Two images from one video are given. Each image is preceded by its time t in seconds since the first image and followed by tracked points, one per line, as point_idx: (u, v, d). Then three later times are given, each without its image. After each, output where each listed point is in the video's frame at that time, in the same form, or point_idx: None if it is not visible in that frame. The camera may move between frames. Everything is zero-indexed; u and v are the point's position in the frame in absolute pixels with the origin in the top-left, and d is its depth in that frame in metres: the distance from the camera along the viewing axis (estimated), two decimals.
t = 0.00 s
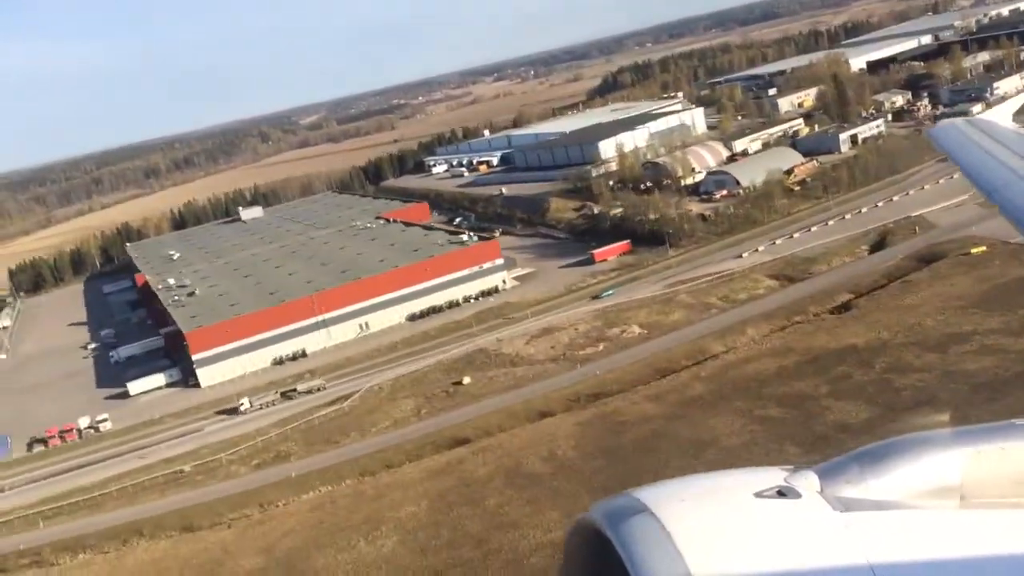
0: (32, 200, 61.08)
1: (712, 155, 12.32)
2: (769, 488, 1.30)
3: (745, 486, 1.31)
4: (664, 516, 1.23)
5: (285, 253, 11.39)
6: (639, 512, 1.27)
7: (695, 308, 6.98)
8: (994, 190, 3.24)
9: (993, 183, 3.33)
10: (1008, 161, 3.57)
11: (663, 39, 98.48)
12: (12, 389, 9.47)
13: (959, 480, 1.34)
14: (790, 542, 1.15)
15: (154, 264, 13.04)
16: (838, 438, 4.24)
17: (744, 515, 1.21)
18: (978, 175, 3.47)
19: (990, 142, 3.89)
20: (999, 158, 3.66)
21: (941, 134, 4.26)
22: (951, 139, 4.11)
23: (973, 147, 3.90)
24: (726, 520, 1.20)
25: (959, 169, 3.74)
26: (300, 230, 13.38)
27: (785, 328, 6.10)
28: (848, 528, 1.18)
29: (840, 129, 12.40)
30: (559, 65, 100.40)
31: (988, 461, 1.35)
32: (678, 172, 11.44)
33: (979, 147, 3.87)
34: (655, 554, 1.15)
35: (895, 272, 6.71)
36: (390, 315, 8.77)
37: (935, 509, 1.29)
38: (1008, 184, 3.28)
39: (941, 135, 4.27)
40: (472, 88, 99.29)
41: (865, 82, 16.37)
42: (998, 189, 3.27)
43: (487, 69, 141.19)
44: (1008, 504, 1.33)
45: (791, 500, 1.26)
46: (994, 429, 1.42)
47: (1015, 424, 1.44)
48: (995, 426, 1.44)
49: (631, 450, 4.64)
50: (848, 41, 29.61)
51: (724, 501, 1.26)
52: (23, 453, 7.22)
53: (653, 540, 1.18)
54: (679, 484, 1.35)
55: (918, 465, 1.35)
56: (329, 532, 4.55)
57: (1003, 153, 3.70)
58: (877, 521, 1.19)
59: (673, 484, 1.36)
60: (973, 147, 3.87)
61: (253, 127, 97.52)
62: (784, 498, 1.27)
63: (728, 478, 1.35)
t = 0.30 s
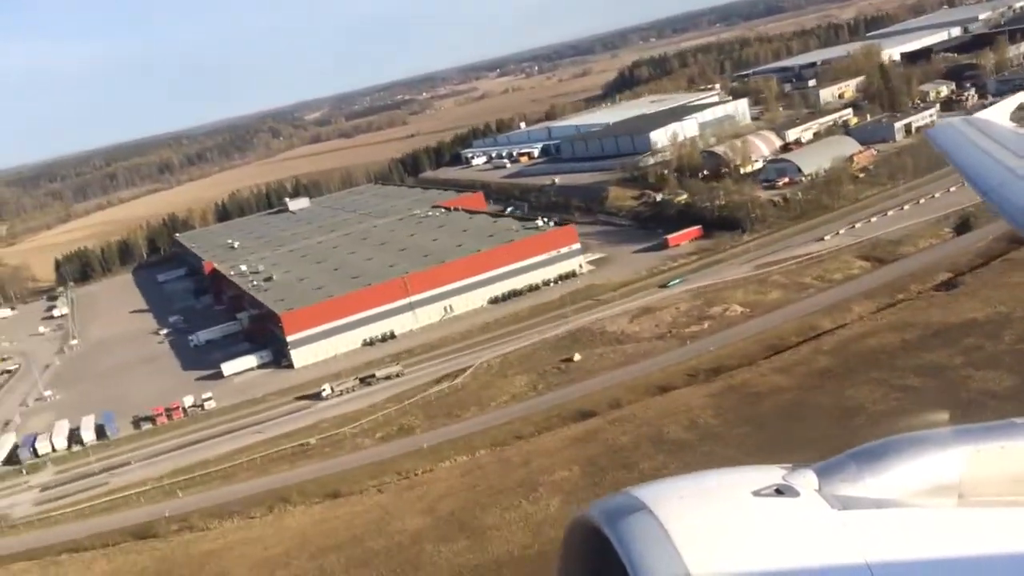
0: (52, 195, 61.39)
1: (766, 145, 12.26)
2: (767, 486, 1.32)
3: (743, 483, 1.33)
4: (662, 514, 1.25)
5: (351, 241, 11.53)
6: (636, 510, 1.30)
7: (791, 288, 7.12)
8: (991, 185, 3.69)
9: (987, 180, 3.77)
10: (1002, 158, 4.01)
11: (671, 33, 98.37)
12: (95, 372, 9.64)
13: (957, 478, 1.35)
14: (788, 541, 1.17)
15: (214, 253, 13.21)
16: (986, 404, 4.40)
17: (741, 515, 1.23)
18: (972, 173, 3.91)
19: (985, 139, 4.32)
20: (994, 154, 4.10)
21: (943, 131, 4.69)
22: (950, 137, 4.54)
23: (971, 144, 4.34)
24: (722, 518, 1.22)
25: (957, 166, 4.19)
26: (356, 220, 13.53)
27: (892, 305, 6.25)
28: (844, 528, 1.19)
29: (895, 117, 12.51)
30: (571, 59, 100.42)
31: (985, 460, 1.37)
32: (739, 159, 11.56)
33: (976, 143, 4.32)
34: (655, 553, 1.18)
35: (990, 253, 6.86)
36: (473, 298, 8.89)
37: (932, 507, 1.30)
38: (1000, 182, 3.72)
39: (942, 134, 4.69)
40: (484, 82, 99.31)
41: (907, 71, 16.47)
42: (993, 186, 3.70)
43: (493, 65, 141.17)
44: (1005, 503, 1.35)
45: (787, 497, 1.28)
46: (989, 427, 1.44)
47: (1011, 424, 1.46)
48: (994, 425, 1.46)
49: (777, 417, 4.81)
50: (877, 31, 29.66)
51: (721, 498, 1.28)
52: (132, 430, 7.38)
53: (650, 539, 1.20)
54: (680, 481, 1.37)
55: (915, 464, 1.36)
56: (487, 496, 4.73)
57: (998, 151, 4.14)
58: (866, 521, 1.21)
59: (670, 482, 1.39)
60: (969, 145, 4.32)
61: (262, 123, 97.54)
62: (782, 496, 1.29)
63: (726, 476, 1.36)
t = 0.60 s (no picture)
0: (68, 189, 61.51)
1: (823, 134, 12.44)
2: (766, 482, 1.25)
3: (740, 481, 1.26)
4: (661, 514, 1.17)
5: (416, 228, 11.69)
6: (633, 508, 1.22)
7: (883, 269, 7.28)
8: (991, 182, 3.46)
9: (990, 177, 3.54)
10: (1007, 157, 3.77)
11: (679, 28, 98.52)
12: (177, 358, 9.84)
13: (957, 477, 1.31)
14: (795, 542, 1.10)
15: (272, 243, 13.37)
16: None
17: (739, 514, 1.15)
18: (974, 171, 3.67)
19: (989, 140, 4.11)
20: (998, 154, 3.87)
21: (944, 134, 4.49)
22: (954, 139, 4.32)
23: (975, 144, 4.11)
24: (721, 516, 1.14)
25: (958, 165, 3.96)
26: (411, 210, 13.68)
27: (992, 284, 6.41)
28: (846, 527, 1.13)
29: (949, 108, 12.66)
30: (582, 55, 100.49)
31: (984, 458, 1.33)
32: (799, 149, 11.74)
33: (979, 144, 4.10)
34: (658, 556, 1.09)
35: None
36: (555, 282, 9.06)
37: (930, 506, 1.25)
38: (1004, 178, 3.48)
39: (944, 133, 4.54)
40: (495, 77, 99.39)
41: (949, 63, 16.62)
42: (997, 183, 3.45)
43: (499, 60, 141.04)
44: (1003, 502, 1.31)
45: (788, 495, 1.20)
46: (985, 424, 1.41)
47: (1009, 422, 1.42)
48: (992, 423, 1.42)
49: (912, 386, 5.00)
50: (907, 24, 29.71)
51: (721, 497, 1.20)
52: (237, 410, 7.56)
53: (651, 540, 1.12)
54: (675, 480, 1.29)
55: (913, 462, 1.31)
56: (632, 463, 4.91)
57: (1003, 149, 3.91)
58: (868, 518, 1.14)
59: (664, 479, 1.30)
60: (972, 146, 4.08)
61: (271, 118, 97.57)
62: (783, 494, 1.22)
63: (720, 473, 1.29)
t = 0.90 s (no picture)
0: (86, 185, 61.68)
1: (876, 123, 12.58)
2: (763, 478, 1.23)
3: (737, 476, 1.25)
4: (659, 511, 1.16)
5: (477, 217, 11.83)
6: (630, 504, 1.21)
7: (969, 252, 7.43)
8: (990, 182, 3.50)
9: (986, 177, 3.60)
10: (1005, 156, 3.84)
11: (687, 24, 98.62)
12: (254, 343, 9.98)
13: (954, 472, 1.28)
14: (793, 539, 1.08)
15: (328, 233, 13.48)
16: None
17: (738, 513, 1.13)
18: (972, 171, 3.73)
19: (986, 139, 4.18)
20: (994, 153, 3.95)
21: (940, 132, 4.56)
22: (950, 136, 4.40)
23: (970, 142, 4.20)
24: (719, 514, 1.13)
25: (956, 164, 4.03)
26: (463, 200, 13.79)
27: None
28: (845, 523, 1.11)
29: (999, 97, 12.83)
30: (594, 51, 100.50)
31: (985, 453, 1.29)
32: (855, 137, 11.89)
33: (975, 143, 4.18)
34: (653, 554, 1.08)
35: None
36: (630, 267, 9.22)
37: (925, 502, 1.23)
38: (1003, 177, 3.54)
39: (939, 133, 4.56)
40: (508, 73, 99.44)
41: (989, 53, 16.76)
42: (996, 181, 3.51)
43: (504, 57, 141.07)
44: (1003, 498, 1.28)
45: (783, 492, 1.19)
46: (986, 420, 1.38)
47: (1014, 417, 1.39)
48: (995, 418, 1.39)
49: None
50: (931, 18, 29.88)
51: (718, 492, 1.19)
52: (336, 390, 7.71)
53: (648, 536, 1.11)
54: (674, 475, 1.28)
55: (910, 459, 1.28)
56: (768, 432, 5.06)
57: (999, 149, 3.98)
58: (865, 516, 1.13)
59: (663, 474, 1.30)
60: (969, 145, 4.16)
61: (279, 115, 97.66)
62: (779, 490, 1.20)
63: (717, 469, 1.28)
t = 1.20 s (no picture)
0: (104, 181, 61.97)
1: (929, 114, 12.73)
2: (762, 478, 1.30)
3: (737, 477, 1.31)
4: (655, 508, 1.23)
5: (537, 208, 11.98)
6: (629, 503, 1.28)
7: None
8: (988, 181, 3.76)
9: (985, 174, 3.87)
10: (1001, 155, 4.12)
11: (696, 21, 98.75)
12: (330, 329, 10.13)
13: (953, 472, 1.32)
14: (787, 539, 1.15)
15: (384, 224, 13.64)
16: None
17: (736, 511, 1.20)
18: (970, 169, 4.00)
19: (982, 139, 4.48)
20: (992, 152, 4.23)
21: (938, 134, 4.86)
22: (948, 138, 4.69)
23: (967, 142, 4.49)
24: (718, 513, 1.19)
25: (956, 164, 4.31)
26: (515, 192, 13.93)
27: None
28: (841, 525, 1.18)
29: None
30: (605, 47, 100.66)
31: (987, 454, 1.34)
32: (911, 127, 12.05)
33: (973, 143, 4.45)
34: (652, 553, 1.14)
35: None
36: (706, 254, 9.36)
37: (924, 502, 1.27)
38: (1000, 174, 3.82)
39: (937, 133, 4.88)
40: (520, 70, 99.62)
41: None
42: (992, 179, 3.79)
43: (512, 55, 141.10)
44: (999, 496, 1.32)
45: (782, 491, 1.26)
46: (987, 420, 1.42)
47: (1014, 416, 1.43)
48: (994, 418, 1.43)
49: None
50: (957, 12, 30.05)
51: (716, 490, 1.26)
52: (430, 372, 7.87)
53: (646, 535, 1.18)
54: (672, 475, 1.34)
55: (912, 458, 1.32)
56: (892, 405, 5.23)
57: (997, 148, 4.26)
58: (861, 517, 1.19)
59: (661, 475, 1.36)
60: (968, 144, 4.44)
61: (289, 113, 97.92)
62: (778, 490, 1.26)
63: (717, 469, 1.34)
